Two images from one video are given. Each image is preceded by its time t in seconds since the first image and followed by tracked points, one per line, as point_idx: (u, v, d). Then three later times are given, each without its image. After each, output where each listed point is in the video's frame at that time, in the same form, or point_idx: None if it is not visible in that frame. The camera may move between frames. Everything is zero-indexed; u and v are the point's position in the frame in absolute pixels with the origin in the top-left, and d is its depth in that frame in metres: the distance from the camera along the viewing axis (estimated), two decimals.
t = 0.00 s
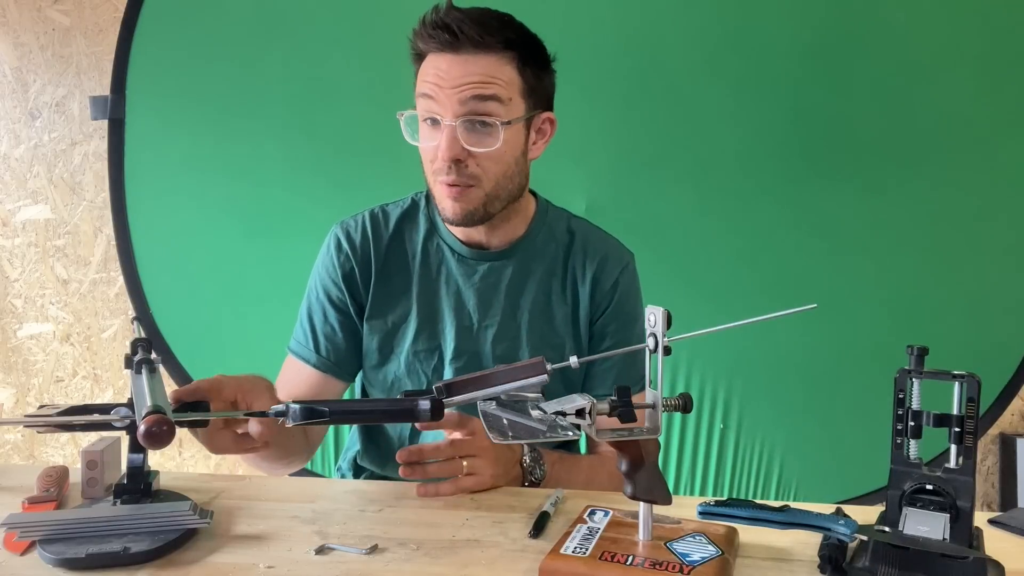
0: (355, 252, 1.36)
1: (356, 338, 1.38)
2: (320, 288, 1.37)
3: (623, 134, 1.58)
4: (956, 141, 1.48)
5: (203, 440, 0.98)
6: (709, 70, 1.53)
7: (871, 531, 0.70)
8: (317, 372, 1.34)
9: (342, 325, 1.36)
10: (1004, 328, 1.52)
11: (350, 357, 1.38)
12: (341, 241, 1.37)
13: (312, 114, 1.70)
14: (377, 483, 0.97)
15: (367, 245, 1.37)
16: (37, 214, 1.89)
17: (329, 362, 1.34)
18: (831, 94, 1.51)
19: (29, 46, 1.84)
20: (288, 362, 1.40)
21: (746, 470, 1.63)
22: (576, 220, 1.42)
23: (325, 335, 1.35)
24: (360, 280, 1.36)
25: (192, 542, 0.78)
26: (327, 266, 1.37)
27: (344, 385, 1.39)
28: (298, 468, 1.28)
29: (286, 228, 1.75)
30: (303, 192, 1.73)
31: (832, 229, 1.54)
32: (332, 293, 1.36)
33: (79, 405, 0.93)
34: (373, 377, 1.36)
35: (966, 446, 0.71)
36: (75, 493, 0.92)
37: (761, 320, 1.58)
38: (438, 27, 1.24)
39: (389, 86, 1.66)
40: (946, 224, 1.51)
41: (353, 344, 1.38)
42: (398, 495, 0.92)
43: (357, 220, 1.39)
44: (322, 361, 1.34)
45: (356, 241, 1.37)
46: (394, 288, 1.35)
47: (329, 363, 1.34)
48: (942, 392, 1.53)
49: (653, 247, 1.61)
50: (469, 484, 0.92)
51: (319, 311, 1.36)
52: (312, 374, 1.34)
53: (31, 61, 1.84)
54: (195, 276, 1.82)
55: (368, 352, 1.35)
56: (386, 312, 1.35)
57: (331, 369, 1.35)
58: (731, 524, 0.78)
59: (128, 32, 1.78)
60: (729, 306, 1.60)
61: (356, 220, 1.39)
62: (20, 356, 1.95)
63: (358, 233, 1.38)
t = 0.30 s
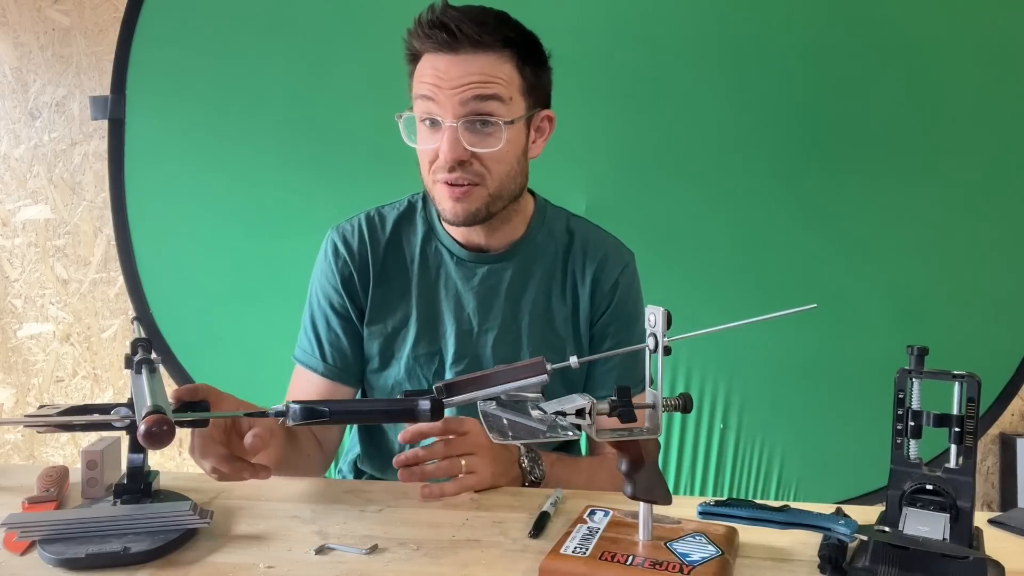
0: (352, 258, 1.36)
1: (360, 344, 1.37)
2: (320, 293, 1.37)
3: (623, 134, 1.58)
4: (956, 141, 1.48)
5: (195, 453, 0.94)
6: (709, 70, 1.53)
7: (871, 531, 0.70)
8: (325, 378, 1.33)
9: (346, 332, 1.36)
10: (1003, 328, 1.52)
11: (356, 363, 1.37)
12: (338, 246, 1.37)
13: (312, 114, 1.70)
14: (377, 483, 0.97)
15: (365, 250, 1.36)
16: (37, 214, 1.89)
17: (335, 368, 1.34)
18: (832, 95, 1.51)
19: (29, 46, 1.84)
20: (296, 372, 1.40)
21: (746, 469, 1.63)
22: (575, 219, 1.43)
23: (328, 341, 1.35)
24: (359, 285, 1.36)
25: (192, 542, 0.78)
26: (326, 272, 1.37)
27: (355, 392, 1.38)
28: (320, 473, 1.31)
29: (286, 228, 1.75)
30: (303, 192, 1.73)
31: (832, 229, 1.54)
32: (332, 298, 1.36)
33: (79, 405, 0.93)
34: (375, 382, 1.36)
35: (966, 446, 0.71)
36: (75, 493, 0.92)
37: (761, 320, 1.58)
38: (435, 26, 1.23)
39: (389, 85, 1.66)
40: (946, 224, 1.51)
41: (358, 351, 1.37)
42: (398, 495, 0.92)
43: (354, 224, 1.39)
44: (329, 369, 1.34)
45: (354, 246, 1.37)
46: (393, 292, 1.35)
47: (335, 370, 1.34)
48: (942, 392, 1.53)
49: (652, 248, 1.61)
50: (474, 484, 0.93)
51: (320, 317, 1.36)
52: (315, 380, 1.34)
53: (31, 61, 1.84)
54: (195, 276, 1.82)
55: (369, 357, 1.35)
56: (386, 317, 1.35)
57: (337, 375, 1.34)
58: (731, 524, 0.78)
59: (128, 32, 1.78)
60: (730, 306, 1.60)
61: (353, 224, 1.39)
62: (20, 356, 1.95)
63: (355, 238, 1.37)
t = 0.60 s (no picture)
0: (345, 261, 1.36)
1: (355, 348, 1.37)
2: (314, 298, 1.37)
3: (623, 133, 1.58)
4: (956, 141, 1.48)
5: (195, 456, 0.92)
6: (709, 70, 1.53)
7: (871, 531, 0.70)
8: (322, 382, 1.34)
9: (341, 336, 1.36)
10: (1003, 328, 1.52)
11: (352, 367, 1.38)
12: (331, 250, 1.37)
13: (312, 114, 1.70)
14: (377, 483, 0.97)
15: (357, 253, 1.37)
16: (37, 214, 1.89)
17: (331, 373, 1.34)
18: (832, 95, 1.51)
19: (29, 46, 1.84)
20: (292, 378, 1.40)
21: (746, 470, 1.63)
22: (571, 219, 1.43)
23: (324, 345, 1.35)
24: (352, 289, 1.36)
25: (192, 542, 0.78)
26: (319, 276, 1.37)
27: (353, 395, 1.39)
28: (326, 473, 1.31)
29: (286, 228, 1.75)
30: (303, 192, 1.73)
31: (832, 229, 1.54)
32: (326, 303, 1.36)
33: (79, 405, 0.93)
34: (370, 387, 1.37)
35: (966, 446, 0.71)
36: (75, 493, 0.92)
37: (760, 320, 1.58)
38: (437, 22, 1.23)
39: (389, 85, 1.65)
40: (946, 224, 1.51)
41: (354, 355, 1.37)
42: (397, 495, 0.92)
43: (346, 226, 1.39)
44: (325, 373, 1.34)
45: (346, 249, 1.37)
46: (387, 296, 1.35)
47: (332, 373, 1.34)
48: (942, 392, 1.53)
49: (652, 248, 1.61)
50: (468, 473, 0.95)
51: (314, 321, 1.36)
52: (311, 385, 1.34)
53: (31, 61, 1.84)
54: (195, 276, 1.82)
55: (365, 361, 1.36)
56: (380, 321, 1.35)
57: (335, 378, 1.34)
58: (731, 524, 0.78)
59: (128, 32, 1.78)
60: (730, 306, 1.60)
61: (345, 227, 1.39)
62: (20, 356, 1.95)
63: (348, 241, 1.37)
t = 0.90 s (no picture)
0: (333, 267, 1.37)
1: (346, 355, 1.38)
2: (303, 305, 1.38)
3: (623, 134, 1.58)
4: (956, 141, 1.48)
5: (192, 456, 0.92)
6: (709, 70, 1.53)
7: (872, 531, 0.70)
8: (312, 388, 1.35)
9: (330, 342, 1.37)
10: (1003, 328, 1.52)
11: (344, 373, 1.38)
12: (319, 256, 1.38)
13: (312, 114, 1.70)
14: (377, 483, 0.97)
15: (346, 259, 1.37)
16: (37, 214, 1.89)
17: (322, 379, 1.35)
18: (832, 95, 1.51)
19: (29, 46, 1.84)
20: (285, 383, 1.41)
21: (746, 470, 1.63)
22: (566, 220, 1.43)
23: (315, 352, 1.36)
24: (341, 295, 1.37)
25: (192, 542, 0.78)
26: (307, 283, 1.38)
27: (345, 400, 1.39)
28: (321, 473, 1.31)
29: (285, 227, 1.75)
30: (303, 192, 1.73)
31: (832, 229, 1.54)
32: (316, 309, 1.36)
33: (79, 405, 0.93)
34: (363, 393, 1.37)
35: (966, 446, 0.71)
36: (75, 493, 0.92)
37: (760, 319, 1.58)
38: (417, 27, 1.23)
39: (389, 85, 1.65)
40: (946, 224, 1.51)
41: (344, 362, 1.38)
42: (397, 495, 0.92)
43: (334, 230, 1.39)
44: (317, 380, 1.35)
45: (334, 255, 1.37)
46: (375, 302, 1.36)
47: (322, 380, 1.35)
48: (942, 392, 1.53)
49: (652, 248, 1.61)
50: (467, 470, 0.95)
51: (305, 327, 1.37)
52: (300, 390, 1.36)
53: (31, 61, 1.84)
54: (195, 276, 1.82)
55: (355, 368, 1.36)
56: (369, 328, 1.36)
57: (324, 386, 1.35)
58: (731, 524, 0.78)
59: (128, 31, 1.77)
60: (730, 306, 1.60)
61: (333, 231, 1.39)
62: (20, 356, 1.95)
63: (336, 247, 1.38)
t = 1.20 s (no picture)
0: (332, 267, 1.37)
1: (344, 355, 1.38)
2: (302, 304, 1.38)
3: (623, 133, 1.58)
4: (956, 142, 1.48)
5: (190, 457, 0.92)
6: (709, 70, 1.53)
7: (872, 531, 0.70)
8: (310, 388, 1.35)
9: (329, 342, 1.37)
10: (1003, 328, 1.51)
11: (342, 373, 1.38)
12: (317, 255, 1.37)
13: (312, 114, 1.70)
14: (377, 483, 0.97)
15: (344, 258, 1.37)
16: (37, 214, 1.89)
17: (321, 379, 1.35)
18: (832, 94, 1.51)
19: (29, 46, 1.84)
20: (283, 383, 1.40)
21: (746, 470, 1.63)
22: (567, 221, 1.43)
23: (314, 351, 1.36)
24: (339, 295, 1.36)
25: (192, 542, 0.78)
26: (306, 282, 1.38)
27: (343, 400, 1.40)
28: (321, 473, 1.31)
29: (285, 227, 1.75)
30: (303, 192, 1.72)
31: (832, 229, 1.54)
32: (314, 309, 1.36)
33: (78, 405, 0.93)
34: (360, 393, 1.37)
35: (966, 446, 0.71)
36: (74, 493, 0.92)
37: (761, 319, 1.58)
38: (417, 26, 1.23)
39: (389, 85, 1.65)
40: (947, 223, 1.50)
41: (342, 362, 1.38)
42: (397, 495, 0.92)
43: (333, 229, 1.39)
44: (315, 380, 1.35)
45: (333, 254, 1.37)
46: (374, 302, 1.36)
47: (320, 380, 1.35)
48: (942, 392, 1.53)
49: (652, 247, 1.61)
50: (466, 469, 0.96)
51: (304, 327, 1.37)
52: (298, 389, 1.36)
53: (31, 61, 1.84)
54: (195, 276, 1.82)
55: (353, 368, 1.36)
56: (368, 329, 1.36)
57: (323, 386, 1.35)
58: (731, 524, 0.78)
59: (128, 31, 1.77)
60: (730, 306, 1.60)
61: (332, 230, 1.39)
62: (20, 356, 1.95)
63: (334, 247, 1.38)
